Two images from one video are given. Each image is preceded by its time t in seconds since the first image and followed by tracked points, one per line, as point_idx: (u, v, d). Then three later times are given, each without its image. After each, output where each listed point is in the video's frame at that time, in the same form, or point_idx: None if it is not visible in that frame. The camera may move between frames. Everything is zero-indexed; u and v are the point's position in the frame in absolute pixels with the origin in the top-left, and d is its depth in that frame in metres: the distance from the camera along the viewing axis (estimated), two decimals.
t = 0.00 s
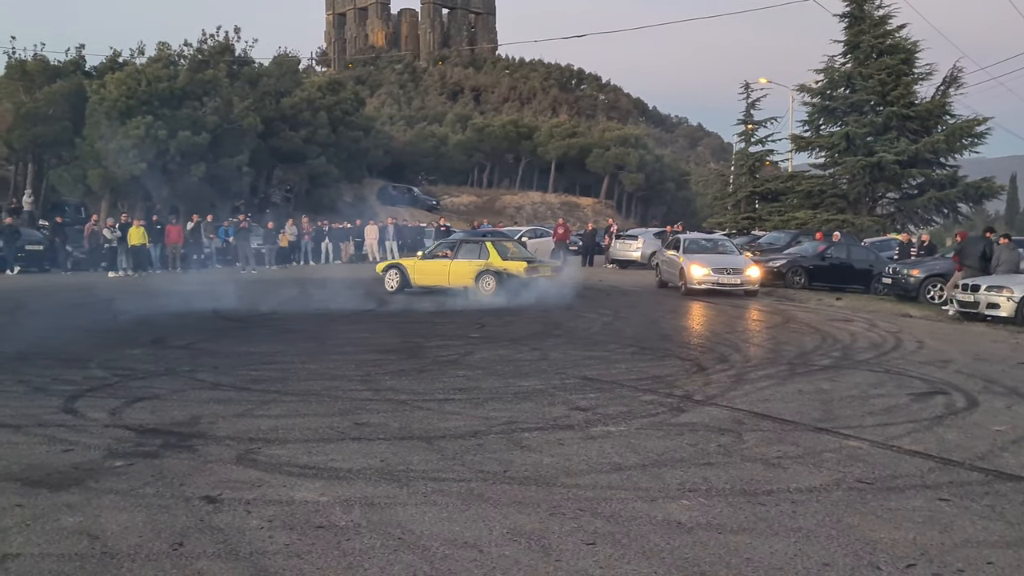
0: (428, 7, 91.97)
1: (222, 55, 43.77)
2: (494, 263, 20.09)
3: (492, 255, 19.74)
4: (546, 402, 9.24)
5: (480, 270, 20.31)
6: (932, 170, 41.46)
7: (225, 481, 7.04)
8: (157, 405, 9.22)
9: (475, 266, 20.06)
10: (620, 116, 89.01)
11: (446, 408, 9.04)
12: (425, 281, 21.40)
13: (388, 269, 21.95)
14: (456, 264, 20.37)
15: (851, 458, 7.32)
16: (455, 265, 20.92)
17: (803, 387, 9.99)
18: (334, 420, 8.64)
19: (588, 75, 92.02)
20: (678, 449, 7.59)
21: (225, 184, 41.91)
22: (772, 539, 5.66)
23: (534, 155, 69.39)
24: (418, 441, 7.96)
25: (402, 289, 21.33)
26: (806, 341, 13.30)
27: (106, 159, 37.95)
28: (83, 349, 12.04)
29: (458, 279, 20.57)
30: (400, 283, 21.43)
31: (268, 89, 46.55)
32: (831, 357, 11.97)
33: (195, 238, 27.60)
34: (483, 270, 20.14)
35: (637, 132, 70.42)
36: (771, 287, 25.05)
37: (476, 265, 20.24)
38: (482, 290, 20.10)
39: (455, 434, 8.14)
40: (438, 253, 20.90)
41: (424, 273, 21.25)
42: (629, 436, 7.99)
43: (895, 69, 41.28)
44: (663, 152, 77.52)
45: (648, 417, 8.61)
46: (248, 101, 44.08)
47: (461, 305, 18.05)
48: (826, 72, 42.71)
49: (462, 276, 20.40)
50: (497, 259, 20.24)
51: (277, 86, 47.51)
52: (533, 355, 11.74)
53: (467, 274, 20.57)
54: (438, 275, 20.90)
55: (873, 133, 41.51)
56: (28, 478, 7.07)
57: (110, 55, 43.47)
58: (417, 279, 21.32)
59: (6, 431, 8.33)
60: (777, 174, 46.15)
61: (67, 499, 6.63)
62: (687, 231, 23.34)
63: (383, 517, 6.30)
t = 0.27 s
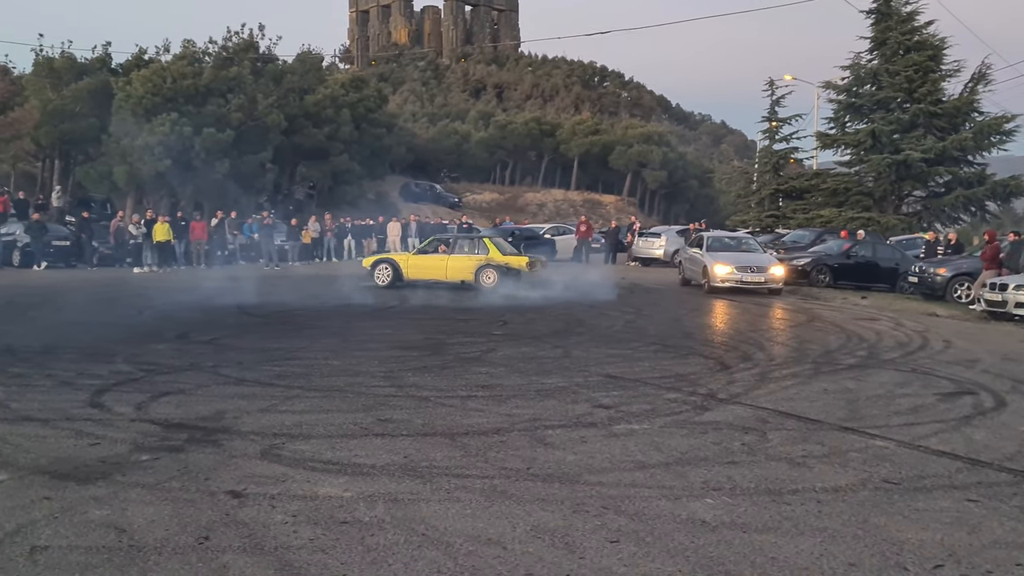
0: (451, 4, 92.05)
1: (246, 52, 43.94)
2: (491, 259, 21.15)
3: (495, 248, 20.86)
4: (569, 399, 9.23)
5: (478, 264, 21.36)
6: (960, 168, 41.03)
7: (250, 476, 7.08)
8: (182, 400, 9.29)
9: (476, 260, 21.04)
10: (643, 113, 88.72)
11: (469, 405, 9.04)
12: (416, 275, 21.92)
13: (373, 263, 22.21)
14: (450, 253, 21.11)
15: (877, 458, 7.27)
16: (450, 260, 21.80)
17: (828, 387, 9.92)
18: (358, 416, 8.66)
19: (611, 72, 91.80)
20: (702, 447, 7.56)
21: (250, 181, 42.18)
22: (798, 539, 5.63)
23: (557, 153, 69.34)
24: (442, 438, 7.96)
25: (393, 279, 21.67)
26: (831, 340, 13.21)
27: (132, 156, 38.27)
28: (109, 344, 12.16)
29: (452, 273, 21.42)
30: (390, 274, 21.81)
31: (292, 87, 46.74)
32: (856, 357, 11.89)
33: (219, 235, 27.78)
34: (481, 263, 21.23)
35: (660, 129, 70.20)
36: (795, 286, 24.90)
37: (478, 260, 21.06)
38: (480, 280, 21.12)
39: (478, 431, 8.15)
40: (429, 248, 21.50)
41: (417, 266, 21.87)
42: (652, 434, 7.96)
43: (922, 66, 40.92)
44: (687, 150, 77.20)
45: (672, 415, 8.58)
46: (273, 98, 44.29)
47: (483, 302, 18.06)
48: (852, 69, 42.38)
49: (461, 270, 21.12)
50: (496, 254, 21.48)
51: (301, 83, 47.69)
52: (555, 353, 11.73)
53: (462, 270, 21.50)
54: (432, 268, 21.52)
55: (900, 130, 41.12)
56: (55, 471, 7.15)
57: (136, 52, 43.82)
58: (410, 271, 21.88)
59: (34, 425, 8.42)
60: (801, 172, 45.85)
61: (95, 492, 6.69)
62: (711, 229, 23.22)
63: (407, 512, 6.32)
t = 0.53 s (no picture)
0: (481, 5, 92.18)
1: (278, 53, 44.18)
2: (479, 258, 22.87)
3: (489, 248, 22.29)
4: (600, 401, 9.20)
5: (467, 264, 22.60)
6: (996, 168, 40.47)
7: (282, 475, 7.12)
8: (215, 399, 9.36)
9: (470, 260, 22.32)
10: (673, 113, 88.30)
11: (499, 405, 9.05)
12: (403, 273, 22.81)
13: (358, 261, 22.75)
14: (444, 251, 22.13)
15: (913, 462, 7.19)
16: (436, 258, 22.98)
17: (862, 389, 9.82)
18: (388, 416, 8.70)
19: (641, 72, 91.47)
20: (734, 450, 7.51)
21: (280, 182, 42.48)
22: (833, 543, 5.58)
23: (586, 153, 69.25)
24: (472, 438, 7.98)
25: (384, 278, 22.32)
26: (864, 342, 13.10)
27: (165, 157, 38.66)
28: (143, 343, 12.30)
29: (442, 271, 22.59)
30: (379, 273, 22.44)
31: (323, 88, 46.95)
32: (890, 359, 11.76)
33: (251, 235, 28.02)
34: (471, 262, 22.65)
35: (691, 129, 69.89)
36: (827, 287, 24.70)
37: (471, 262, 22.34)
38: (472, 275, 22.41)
39: (509, 432, 8.15)
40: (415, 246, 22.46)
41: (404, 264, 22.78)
42: (684, 436, 7.92)
43: (958, 64, 40.40)
44: (717, 150, 76.75)
45: (703, 417, 8.53)
46: (304, 99, 44.51)
47: (512, 302, 18.06)
48: (886, 68, 41.90)
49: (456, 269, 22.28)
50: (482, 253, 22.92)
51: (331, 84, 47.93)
52: (586, 354, 11.70)
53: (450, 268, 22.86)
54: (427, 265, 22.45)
55: (935, 130, 40.59)
56: (91, 469, 7.24)
57: (170, 54, 44.28)
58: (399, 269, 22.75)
59: (71, 422, 8.54)
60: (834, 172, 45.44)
61: (130, 490, 6.77)
62: (742, 230, 23.07)
63: (438, 513, 6.33)
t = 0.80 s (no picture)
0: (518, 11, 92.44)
1: (318, 60, 44.59)
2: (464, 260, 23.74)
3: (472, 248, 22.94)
4: (639, 407, 9.16)
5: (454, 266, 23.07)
6: None
7: (322, 479, 7.17)
8: (256, 403, 9.45)
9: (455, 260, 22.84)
10: (711, 117, 87.79)
11: (538, 411, 9.04)
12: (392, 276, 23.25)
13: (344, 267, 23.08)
14: (431, 255, 22.61)
15: (959, 470, 7.07)
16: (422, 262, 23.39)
17: (907, 396, 9.67)
18: (427, 421, 8.72)
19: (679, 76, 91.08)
20: (776, 457, 7.43)
21: (319, 188, 42.82)
22: (878, 552, 5.50)
23: (624, 158, 69.10)
24: (511, 444, 7.97)
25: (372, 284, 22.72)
26: (908, 348, 12.92)
27: (206, 164, 39.16)
28: (185, 347, 12.45)
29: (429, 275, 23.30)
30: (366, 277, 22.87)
31: (362, 95, 47.13)
32: (935, 366, 11.58)
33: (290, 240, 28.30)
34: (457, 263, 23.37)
35: (729, 134, 69.50)
36: (869, 293, 24.44)
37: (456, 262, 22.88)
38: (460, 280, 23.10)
39: (548, 437, 8.13)
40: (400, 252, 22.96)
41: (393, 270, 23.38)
42: (724, 443, 7.86)
43: (1004, 66, 39.83)
44: (756, 154, 76.17)
45: (744, 423, 8.46)
46: (342, 105, 44.80)
47: (550, 307, 18.04)
48: (929, 71, 41.29)
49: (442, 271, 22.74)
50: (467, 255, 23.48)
51: (370, 91, 47.83)
52: (624, 359, 11.66)
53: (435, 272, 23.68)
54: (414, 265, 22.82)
55: (979, 133, 39.93)
56: (135, 472, 7.34)
57: (211, 62, 44.93)
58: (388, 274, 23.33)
59: (115, 425, 8.67)
60: (875, 176, 44.93)
61: (174, 493, 6.84)
62: (781, 235, 22.86)
63: (478, 518, 6.33)
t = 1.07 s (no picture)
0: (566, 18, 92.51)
1: (365, 70, 45.24)
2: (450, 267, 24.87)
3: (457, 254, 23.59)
4: (690, 415, 9.07)
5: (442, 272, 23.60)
6: None
7: (374, 485, 7.20)
8: (308, 409, 9.54)
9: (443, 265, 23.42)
10: (762, 122, 86.88)
11: (588, 418, 9.00)
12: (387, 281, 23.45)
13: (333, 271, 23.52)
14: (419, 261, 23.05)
15: (1022, 482, 6.88)
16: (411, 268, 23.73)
17: (966, 407, 9.45)
18: (477, 428, 8.72)
19: (728, 82, 90.32)
20: (832, 467, 7.30)
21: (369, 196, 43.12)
22: (939, 566, 5.37)
23: (673, 164, 68.69)
24: (561, 452, 7.94)
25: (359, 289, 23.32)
26: (966, 357, 12.67)
27: (258, 173, 39.67)
28: (237, 353, 12.62)
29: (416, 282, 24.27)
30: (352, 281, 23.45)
31: (410, 103, 46.73)
32: (995, 375, 11.31)
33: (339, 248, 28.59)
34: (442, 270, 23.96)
35: (780, 140, 68.75)
36: (926, 300, 23.96)
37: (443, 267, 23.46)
38: (448, 285, 24.05)
39: (599, 445, 8.09)
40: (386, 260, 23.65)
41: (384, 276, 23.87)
42: (778, 452, 7.75)
43: None
44: (808, 160, 75.19)
45: (798, 433, 8.33)
46: (392, 114, 45.14)
47: (599, 314, 17.98)
48: (987, 74, 40.39)
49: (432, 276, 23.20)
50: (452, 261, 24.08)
51: (417, 99, 47.22)
52: (674, 367, 11.56)
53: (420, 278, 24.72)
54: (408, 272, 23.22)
55: None
56: (190, 476, 7.44)
57: (263, 73, 45.62)
58: (379, 280, 24.21)
59: (170, 431, 8.81)
60: (931, 182, 44.09)
61: (228, 497, 6.93)
62: (835, 241, 22.54)
63: (529, 525, 6.30)
